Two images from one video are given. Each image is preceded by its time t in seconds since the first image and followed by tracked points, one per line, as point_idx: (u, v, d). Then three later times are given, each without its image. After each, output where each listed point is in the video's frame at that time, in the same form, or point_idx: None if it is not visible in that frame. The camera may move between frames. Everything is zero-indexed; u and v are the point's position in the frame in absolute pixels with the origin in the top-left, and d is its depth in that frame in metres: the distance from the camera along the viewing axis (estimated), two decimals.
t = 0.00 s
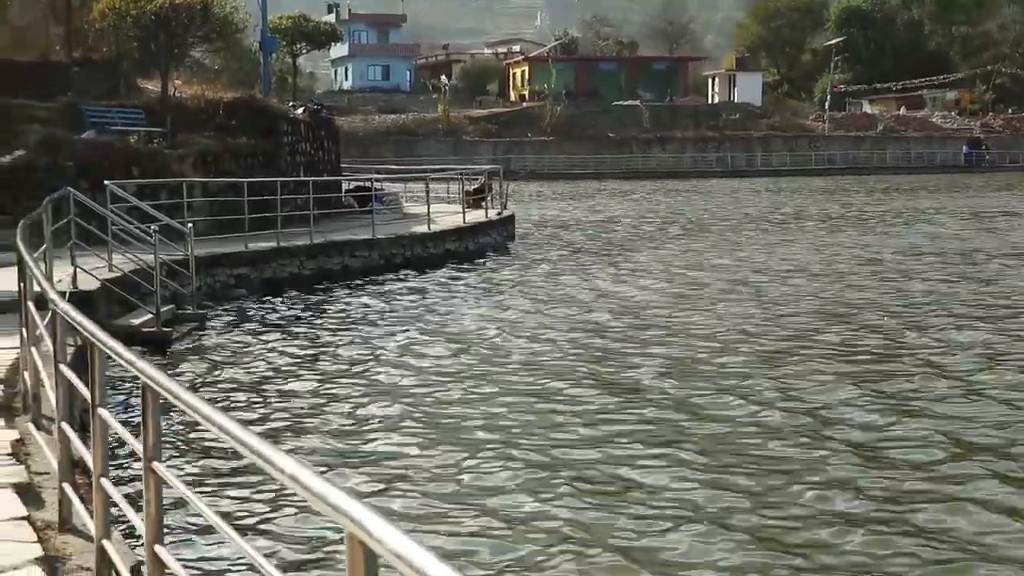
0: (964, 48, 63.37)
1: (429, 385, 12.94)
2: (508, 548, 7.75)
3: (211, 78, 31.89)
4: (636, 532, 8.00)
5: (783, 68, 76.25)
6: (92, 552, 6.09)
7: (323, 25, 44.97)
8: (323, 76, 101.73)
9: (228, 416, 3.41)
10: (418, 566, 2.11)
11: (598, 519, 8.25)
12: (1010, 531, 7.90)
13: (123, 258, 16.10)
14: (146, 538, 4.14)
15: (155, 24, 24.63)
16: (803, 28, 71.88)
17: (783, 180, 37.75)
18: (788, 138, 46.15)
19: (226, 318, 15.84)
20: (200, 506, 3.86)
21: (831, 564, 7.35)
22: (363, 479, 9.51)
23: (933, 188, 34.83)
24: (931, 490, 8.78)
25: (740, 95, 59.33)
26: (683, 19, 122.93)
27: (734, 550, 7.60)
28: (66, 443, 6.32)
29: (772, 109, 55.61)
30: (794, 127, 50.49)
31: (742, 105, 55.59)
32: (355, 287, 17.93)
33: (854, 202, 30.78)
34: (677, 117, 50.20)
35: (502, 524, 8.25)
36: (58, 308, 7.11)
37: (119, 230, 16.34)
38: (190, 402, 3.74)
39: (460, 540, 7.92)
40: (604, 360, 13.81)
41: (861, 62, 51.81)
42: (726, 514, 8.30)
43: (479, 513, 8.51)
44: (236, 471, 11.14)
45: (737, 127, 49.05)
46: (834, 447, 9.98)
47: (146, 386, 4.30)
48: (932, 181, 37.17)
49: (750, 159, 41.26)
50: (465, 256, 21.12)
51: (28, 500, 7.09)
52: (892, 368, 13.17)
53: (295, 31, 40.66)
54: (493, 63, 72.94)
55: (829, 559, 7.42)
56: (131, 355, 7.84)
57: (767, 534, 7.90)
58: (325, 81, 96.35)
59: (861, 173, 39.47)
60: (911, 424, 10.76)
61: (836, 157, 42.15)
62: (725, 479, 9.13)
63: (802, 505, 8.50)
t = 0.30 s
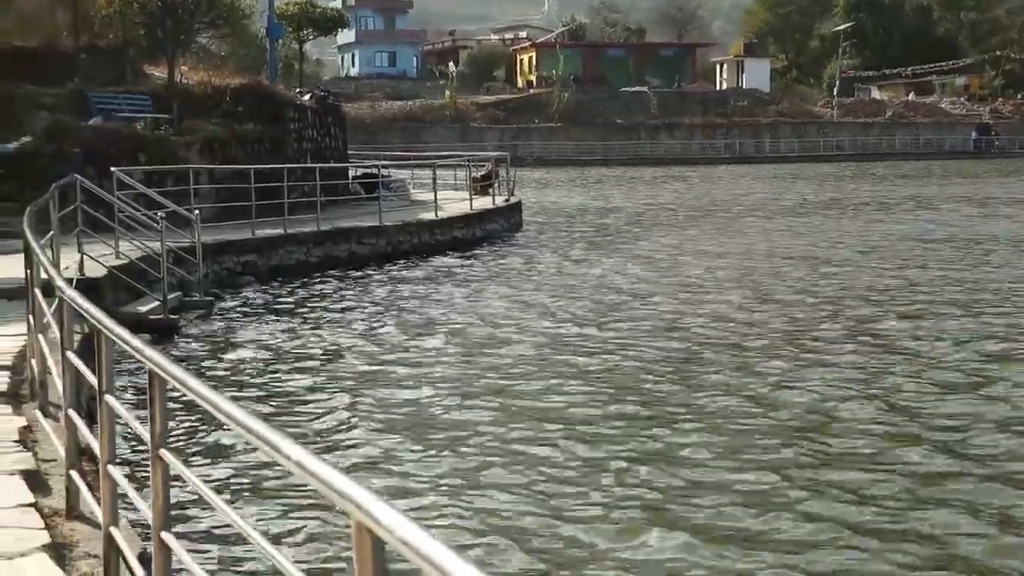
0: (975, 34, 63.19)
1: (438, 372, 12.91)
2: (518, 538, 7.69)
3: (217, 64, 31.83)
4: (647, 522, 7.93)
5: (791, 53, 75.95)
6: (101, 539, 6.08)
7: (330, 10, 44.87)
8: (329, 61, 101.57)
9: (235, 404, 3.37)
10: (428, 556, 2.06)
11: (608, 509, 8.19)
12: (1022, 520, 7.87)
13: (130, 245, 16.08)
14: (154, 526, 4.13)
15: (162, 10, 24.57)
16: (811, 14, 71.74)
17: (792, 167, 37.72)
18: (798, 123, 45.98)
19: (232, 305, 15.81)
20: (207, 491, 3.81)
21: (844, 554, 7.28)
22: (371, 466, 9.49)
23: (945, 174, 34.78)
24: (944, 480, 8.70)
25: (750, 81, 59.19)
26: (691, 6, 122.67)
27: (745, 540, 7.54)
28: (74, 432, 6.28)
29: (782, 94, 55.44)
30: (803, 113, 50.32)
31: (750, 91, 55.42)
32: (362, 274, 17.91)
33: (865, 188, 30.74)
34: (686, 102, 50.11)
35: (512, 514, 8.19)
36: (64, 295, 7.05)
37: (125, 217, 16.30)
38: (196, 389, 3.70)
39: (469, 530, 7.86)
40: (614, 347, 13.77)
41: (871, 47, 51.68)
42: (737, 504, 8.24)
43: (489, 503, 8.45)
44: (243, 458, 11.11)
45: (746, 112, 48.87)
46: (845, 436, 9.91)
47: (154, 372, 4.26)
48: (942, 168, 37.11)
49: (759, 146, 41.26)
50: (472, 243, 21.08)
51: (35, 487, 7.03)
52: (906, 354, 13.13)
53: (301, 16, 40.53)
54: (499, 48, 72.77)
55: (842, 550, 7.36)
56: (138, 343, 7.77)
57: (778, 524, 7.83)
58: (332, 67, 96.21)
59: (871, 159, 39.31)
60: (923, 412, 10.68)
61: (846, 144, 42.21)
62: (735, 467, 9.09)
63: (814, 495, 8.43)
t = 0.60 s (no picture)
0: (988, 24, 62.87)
1: (442, 361, 12.71)
2: (526, 530, 7.47)
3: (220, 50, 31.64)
4: (655, 513, 7.71)
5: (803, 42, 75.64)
6: (104, 530, 5.84)
7: None
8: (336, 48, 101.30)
9: (242, 396, 3.28)
10: (449, 560, 1.95)
11: (617, 501, 7.97)
12: None
13: (133, 233, 15.89)
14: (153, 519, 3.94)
15: None
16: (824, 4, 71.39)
17: (802, 154, 37.48)
18: (809, 110, 45.66)
19: (236, 294, 15.63)
20: (205, 477, 3.72)
21: (859, 548, 7.07)
22: (371, 457, 9.29)
23: (956, 161, 34.56)
24: (959, 471, 8.50)
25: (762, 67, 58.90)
26: None
27: (757, 533, 7.32)
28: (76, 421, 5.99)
29: (793, 81, 55.15)
30: (814, 101, 50.02)
31: (760, 78, 55.08)
32: (367, 263, 17.72)
33: (875, 176, 30.52)
34: (696, 89, 49.82)
35: (517, 504, 7.97)
36: (66, 283, 6.82)
37: (128, 205, 16.11)
38: (202, 381, 3.61)
39: (474, 522, 7.65)
40: (621, 335, 13.57)
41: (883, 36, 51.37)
42: (748, 494, 8.03)
43: (493, 493, 8.24)
44: (243, 448, 10.91)
45: (757, 100, 48.62)
46: (853, 425, 9.71)
47: (157, 363, 4.17)
48: (954, 155, 36.90)
49: (769, 133, 41.02)
50: (480, 231, 20.89)
51: (39, 474, 6.72)
52: (917, 342, 12.91)
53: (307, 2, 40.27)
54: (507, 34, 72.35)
55: (858, 543, 7.14)
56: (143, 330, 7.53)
57: (790, 516, 7.62)
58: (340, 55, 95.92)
59: (882, 146, 39.06)
60: (935, 401, 10.48)
61: (858, 131, 41.96)
62: (745, 458, 8.86)
63: (826, 485, 8.21)
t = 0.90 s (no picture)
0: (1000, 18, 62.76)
1: (451, 353, 12.71)
2: (535, 521, 7.46)
3: (230, 42, 31.73)
4: (664, 504, 7.70)
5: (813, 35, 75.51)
6: (114, 522, 5.87)
7: None
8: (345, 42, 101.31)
9: (251, 388, 3.31)
10: (459, 552, 1.97)
11: (625, 492, 7.96)
12: None
13: (143, 226, 15.91)
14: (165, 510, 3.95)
15: None
16: None
17: (812, 146, 37.49)
18: (820, 102, 45.62)
19: (247, 287, 15.66)
20: (210, 465, 3.75)
21: (869, 539, 7.06)
22: (380, 449, 9.29)
23: (966, 154, 34.56)
24: (969, 462, 8.49)
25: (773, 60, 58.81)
26: None
27: (765, 524, 7.31)
28: (86, 415, 6.00)
29: (804, 73, 55.10)
30: (825, 93, 49.95)
31: (771, 70, 54.98)
32: (376, 255, 17.73)
33: (884, 168, 30.53)
34: (706, 82, 49.84)
35: (527, 496, 7.96)
36: (75, 276, 6.81)
37: (139, 197, 16.13)
38: (211, 371, 3.64)
39: (481, 514, 7.65)
40: (629, 327, 13.57)
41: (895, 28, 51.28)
42: (757, 485, 8.02)
43: (501, 485, 8.24)
44: (252, 440, 10.94)
45: (768, 92, 48.62)
46: (861, 417, 9.69)
47: (168, 355, 4.19)
48: (965, 147, 36.89)
49: (779, 125, 41.03)
50: (490, 224, 20.89)
51: (49, 465, 6.70)
52: (927, 334, 12.92)
53: None
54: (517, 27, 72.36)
55: (868, 535, 7.12)
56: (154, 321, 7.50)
57: (799, 507, 7.60)
58: (349, 48, 95.90)
59: (893, 139, 39.02)
60: (944, 393, 10.46)
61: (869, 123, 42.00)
62: (754, 449, 8.84)
63: (835, 476, 8.20)
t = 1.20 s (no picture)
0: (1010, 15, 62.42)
1: (461, 352, 12.52)
2: (549, 525, 7.26)
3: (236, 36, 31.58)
4: (681, 510, 7.49)
5: (821, 31, 75.20)
6: (118, 524, 5.65)
7: None
8: (352, 35, 101.15)
9: (260, 387, 3.10)
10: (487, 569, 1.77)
11: (641, 496, 7.75)
12: None
13: (147, 223, 15.72)
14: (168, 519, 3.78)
15: None
16: None
17: (824, 142, 37.24)
18: (832, 97, 45.35)
19: (252, 284, 15.48)
20: (216, 467, 3.54)
21: (892, 548, 6.86)
22: (392, 449, 9.10)
23: (981, 150, 34.28)
24: (994, 467, 8.29)
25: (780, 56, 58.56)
26: None
27: (786, 532, 7.11)
28: (90, 413, 5.79)
29: (814, 69, 54.86)
30: (835, 90, 49.70)
31: (780, 66, 54.72)
32: (383, 254, 17.54)
33: (899, 165, 30.28)
34: (715, 77, 49.58)
35: (541, 498, 7.77)
36: (79, 274, 6.61)
37: (142, 194, 15.93)
38: (214, 369, 3.43)
39: (494, 516, 7.44)
40: (643, 325, 13.37)
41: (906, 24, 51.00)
42: (776, 490, 7.83)
43: (514, 487, 8.03)
44: (259, 440, 10.75)
45: (778, 88, 48.40)
46: (883, 419, 9.47)
47: (172, 353, 3.98)
48: (979, 144, 36.62)
49: (791, 121, 40.81)
50: (497, 221, 20.68)
51: (51, 465, 6.49)
52: (948, 332, 12.70)
53: None
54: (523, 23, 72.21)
55: (892, 545, 6.90)
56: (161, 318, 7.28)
57: (819, 515, 7.39)
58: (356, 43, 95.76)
59: (906, 134, 38.76)
60: (968, 395, 10.23)
61: (882, 119, 41.74)
62: (774, 452, 8.65)
63: (856, 482, 7.99)
